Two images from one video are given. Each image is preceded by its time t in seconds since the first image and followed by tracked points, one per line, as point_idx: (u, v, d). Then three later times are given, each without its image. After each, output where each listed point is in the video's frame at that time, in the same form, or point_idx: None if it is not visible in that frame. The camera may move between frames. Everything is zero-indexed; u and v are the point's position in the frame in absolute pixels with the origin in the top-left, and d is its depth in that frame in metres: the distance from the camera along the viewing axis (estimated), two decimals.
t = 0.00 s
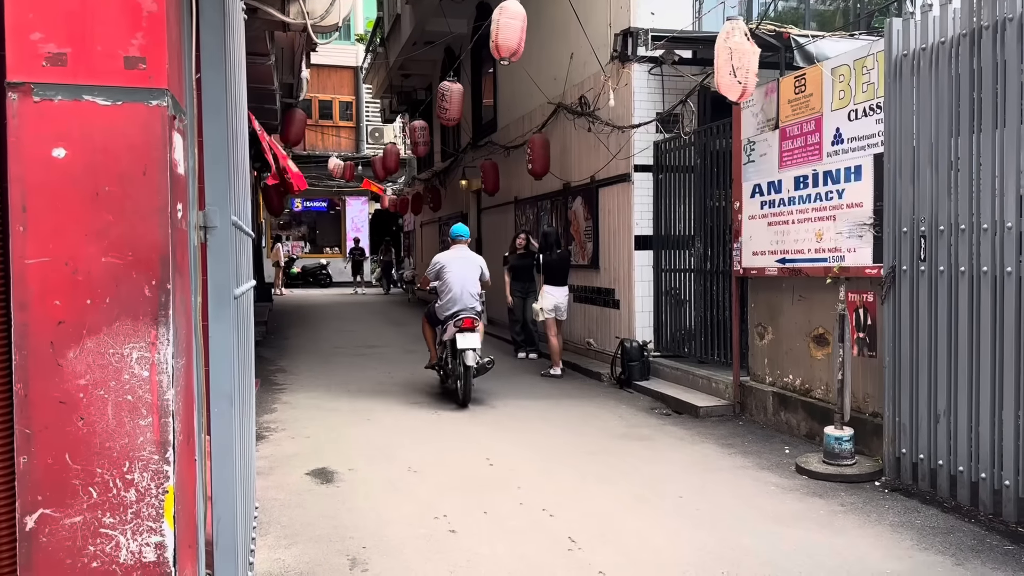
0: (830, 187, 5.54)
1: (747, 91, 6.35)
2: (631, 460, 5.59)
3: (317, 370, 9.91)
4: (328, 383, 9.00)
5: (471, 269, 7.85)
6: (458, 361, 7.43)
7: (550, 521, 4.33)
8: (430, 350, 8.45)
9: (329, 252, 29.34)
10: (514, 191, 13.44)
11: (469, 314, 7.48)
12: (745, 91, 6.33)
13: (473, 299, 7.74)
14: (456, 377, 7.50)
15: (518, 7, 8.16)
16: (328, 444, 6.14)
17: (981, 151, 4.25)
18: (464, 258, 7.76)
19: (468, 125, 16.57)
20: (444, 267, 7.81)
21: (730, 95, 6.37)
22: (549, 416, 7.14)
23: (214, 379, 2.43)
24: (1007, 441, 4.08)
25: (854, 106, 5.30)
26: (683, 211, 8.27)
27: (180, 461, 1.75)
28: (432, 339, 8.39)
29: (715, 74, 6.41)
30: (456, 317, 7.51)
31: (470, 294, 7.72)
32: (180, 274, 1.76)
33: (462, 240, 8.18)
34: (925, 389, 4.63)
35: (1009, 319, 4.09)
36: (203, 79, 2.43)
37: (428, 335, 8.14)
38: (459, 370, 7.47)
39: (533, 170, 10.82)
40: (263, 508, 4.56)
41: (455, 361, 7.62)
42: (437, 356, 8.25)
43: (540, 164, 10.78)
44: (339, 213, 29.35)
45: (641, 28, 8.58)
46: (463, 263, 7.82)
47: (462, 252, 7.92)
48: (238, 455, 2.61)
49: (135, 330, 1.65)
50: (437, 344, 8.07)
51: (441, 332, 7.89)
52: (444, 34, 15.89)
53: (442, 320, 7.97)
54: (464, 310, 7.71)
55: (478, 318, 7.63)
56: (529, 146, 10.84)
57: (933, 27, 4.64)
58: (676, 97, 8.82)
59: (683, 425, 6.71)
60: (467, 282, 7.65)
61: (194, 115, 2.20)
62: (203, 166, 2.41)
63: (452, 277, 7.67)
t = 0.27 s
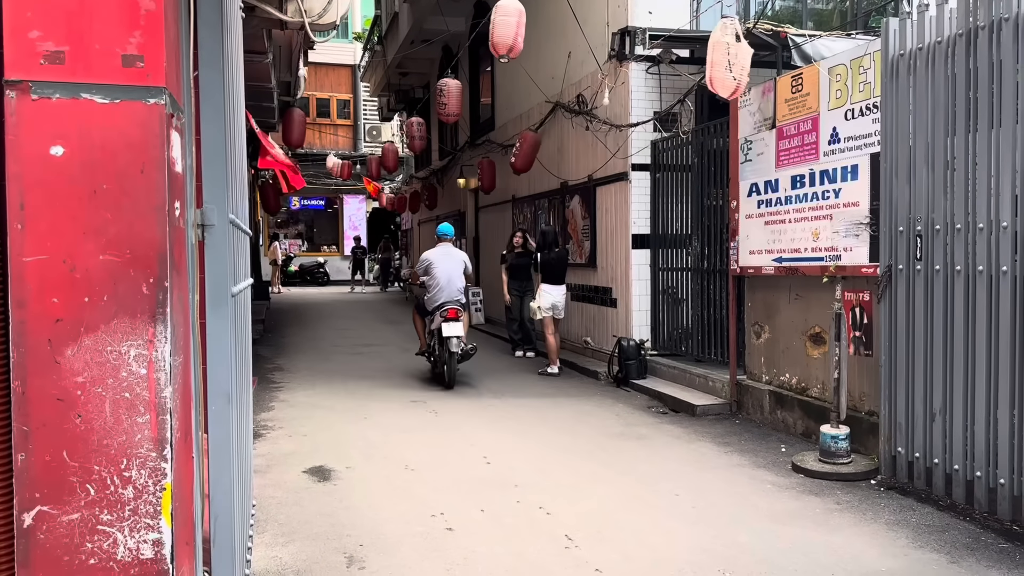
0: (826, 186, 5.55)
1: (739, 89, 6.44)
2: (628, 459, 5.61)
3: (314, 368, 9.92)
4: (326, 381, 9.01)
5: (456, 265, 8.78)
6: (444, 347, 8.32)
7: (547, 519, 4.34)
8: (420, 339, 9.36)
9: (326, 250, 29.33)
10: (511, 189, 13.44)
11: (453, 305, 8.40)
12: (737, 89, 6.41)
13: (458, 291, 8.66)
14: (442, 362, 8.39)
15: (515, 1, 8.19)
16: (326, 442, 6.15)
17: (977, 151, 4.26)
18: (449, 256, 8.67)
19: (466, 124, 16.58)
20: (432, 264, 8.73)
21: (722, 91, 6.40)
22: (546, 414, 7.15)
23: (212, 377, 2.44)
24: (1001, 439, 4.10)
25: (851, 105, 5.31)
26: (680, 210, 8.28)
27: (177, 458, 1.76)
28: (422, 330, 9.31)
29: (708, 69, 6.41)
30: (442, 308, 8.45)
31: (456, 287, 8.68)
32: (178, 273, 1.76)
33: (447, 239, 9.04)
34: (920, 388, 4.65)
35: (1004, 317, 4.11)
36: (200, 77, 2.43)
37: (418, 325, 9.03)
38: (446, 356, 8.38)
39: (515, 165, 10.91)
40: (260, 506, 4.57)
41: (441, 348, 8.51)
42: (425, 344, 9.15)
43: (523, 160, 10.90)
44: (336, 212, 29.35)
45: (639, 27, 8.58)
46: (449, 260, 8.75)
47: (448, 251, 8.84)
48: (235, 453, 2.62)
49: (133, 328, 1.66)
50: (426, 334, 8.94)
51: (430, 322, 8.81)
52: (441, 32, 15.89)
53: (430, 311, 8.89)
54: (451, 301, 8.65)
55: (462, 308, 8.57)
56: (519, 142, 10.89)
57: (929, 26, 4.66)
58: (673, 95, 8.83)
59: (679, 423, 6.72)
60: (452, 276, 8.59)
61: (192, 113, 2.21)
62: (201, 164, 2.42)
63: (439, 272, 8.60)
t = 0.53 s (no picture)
0: (823, 186, 5.57)
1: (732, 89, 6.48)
2: (626, 458, 5.62)
3: (311, 367, 9.92)
4: (323, 380, 9.01)
5: (444, 262, 9.60)
6: (434, 338, 9.18)
7: (544, 518, 4.35)
8: (413, 332, 10.19)
9: (324, 250, 29.32)
10: (509, 189, 13.45)
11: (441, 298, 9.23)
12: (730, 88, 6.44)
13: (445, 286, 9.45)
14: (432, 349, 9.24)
15: (514, 0, 8.18)
16: (323, 441, 6.16)
17: (973, 152, 4.28)
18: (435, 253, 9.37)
19: (463, 123, 16.59)
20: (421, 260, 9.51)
21: (716, 89, 6.41)
22: (543, 413, 7.16)
23: (210, 376, 2.44)
24: (996, 439, 4.12)
25: (848, 106, 5.33)
26: (677, 210, 8.29)
27: (177, 456, 1.76)
28: (414, 322, 10.15)
29: (704, 66, 6.40)
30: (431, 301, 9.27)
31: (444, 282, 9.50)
32: (177, 271, 1.77)
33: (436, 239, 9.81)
34: (916, 387, 4.67)
35: (999, 318, 4.13)
36: (200, 77, 2.43)
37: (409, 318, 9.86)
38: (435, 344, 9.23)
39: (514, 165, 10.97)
40: (258, 504, 4.57)
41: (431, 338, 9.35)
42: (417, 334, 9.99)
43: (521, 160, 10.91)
44: (334, 211, 29.34)
45: (637, 27, 8.62)
46: (437, 257, 9.55)
47: (436, 249, 9.65)
48: (234, 451, 2.62)
49: (132, 326, 1.66)
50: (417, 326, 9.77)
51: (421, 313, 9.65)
52: (439, 31, 15.89)
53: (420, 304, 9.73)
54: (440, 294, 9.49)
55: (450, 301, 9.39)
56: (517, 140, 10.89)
57: (925, 27, 4.68)
58: (671, 95, 8.84)
59: (676, 423, 6.74)
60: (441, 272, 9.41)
61: (191, 112, 2.21)
62: (201, 163, 2.42)
63: (429, 268, 9.39)
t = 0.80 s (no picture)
0: (821, 187, 5.59)
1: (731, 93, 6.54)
2: (623, 458, 5.63)
3: (309, 367, 9.92)
4: (320, 380, 9.02)
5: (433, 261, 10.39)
6: (424, 330, 9.99)
7: (541, 518, 4.37)
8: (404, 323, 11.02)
9: (322, 249, 29.32)
10: (507, 189, 13.46)
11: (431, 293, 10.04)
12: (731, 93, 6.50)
13: (435, 282, 10.27)
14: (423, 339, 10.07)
15: (513, 2, 8.16)
16: (321, 440, 6.17)
17: (970, 153, 4.30)
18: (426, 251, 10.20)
19: (462, 123, 16.60)
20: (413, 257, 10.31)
21: (717, 93, 6.46)
22: (541, 413, 7.18)
23: (209, 375, 2.45)
24: (992, 440, 4.14)
25: (845, 107, 5.34)
26: (675, 210, 8.31)
27: (177, 455, 1.77)
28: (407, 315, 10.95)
29: (707, 70, 6.41)
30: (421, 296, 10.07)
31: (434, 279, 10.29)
32: (177, 271, 1.78)
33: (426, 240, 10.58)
34: (913, 388, 4.69)
35: (995, 319, 4.14)
36: (199, 77, 2.44)
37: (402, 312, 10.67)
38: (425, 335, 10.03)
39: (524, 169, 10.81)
40: (256, 503, 4.58)
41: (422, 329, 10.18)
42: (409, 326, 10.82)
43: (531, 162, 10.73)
44: (331, 211, 29.35)
45: (635, 28, 8.62)
46: (427, 256, 10.34)
47: (426, 249, 10.45)
48: (233, 449, 2.63)
49: (132, 325, 1.67)
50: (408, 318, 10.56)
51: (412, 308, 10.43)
52: (438, 31, 15.90)
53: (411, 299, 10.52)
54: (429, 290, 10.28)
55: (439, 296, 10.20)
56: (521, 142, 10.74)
57: (923, 30, 4.70)
58: (669, 96, 8.85)
59: (673, 423, 6.75)
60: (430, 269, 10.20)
61: (191, 112, 2.22)
62: (200, 163, 2.43)
63: (420, 265, 10.19)
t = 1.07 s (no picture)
0: (819, 188, 5.60)
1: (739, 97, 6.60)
2: (621, 457, 5.64)
3: (308, 366, 9.93)
4: (319, 378, 9.02)
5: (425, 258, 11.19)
6: (416, 322, 10.74)
7: (539, 517, 4.37)
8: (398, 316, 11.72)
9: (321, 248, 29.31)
10: (506, 189, 13.47)
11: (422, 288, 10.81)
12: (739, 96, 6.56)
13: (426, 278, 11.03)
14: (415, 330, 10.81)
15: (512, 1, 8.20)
16: (320, 438, 6.17)
17: (968, 154, 4.31)
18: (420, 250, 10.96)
19: (461, 122, 16.61)
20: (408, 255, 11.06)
21: (727, 95, 6.48)
22: (539, 413, 7.18)
23: (208, 372, 2.46)
24: (989, 440, 4.14)
25: (844, 108, 5.35)
26: (673, 210, 8.32)
27: (175, 452, 1.78)
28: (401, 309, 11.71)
29: (717, 73, 6.44)
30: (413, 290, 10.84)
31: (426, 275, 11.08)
32: (177, 269, 1.78)
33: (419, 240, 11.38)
34: (910, 388, 4.70)
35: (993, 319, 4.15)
36: (199, 75, 2.44)
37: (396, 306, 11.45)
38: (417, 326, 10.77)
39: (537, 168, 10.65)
40: (255, 502, 4.59)
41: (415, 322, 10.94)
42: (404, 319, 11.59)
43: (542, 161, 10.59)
44: (331, 210, 29.34)
45: (635, 28, 8.63)
46: (420, 254, 11.14)
47: (419, 248, 11.26)
48: (232, 447, 2.64)
49: (131, 323, 1.68)
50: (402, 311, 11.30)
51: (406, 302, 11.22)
52: (438, 30, 15.90)
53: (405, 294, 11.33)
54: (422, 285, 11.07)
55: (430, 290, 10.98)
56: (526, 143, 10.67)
57: (921, 31, 4.71)
58: (668, 96, 8.86)
59: (671, 422, 6.76)
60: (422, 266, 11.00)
61: (191, 110, 2.23)
62: (200, 162, 2.43)
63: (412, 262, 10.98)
